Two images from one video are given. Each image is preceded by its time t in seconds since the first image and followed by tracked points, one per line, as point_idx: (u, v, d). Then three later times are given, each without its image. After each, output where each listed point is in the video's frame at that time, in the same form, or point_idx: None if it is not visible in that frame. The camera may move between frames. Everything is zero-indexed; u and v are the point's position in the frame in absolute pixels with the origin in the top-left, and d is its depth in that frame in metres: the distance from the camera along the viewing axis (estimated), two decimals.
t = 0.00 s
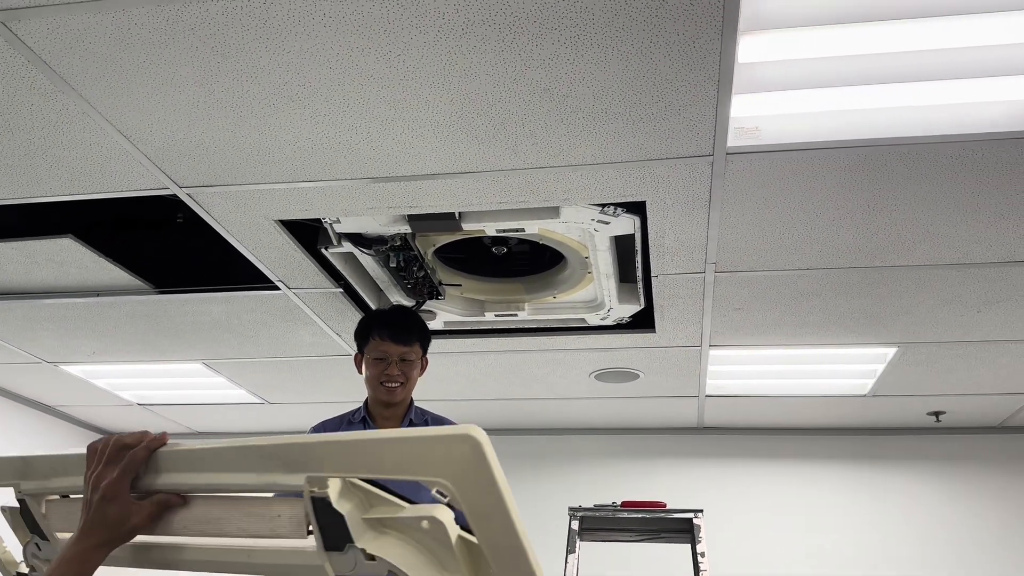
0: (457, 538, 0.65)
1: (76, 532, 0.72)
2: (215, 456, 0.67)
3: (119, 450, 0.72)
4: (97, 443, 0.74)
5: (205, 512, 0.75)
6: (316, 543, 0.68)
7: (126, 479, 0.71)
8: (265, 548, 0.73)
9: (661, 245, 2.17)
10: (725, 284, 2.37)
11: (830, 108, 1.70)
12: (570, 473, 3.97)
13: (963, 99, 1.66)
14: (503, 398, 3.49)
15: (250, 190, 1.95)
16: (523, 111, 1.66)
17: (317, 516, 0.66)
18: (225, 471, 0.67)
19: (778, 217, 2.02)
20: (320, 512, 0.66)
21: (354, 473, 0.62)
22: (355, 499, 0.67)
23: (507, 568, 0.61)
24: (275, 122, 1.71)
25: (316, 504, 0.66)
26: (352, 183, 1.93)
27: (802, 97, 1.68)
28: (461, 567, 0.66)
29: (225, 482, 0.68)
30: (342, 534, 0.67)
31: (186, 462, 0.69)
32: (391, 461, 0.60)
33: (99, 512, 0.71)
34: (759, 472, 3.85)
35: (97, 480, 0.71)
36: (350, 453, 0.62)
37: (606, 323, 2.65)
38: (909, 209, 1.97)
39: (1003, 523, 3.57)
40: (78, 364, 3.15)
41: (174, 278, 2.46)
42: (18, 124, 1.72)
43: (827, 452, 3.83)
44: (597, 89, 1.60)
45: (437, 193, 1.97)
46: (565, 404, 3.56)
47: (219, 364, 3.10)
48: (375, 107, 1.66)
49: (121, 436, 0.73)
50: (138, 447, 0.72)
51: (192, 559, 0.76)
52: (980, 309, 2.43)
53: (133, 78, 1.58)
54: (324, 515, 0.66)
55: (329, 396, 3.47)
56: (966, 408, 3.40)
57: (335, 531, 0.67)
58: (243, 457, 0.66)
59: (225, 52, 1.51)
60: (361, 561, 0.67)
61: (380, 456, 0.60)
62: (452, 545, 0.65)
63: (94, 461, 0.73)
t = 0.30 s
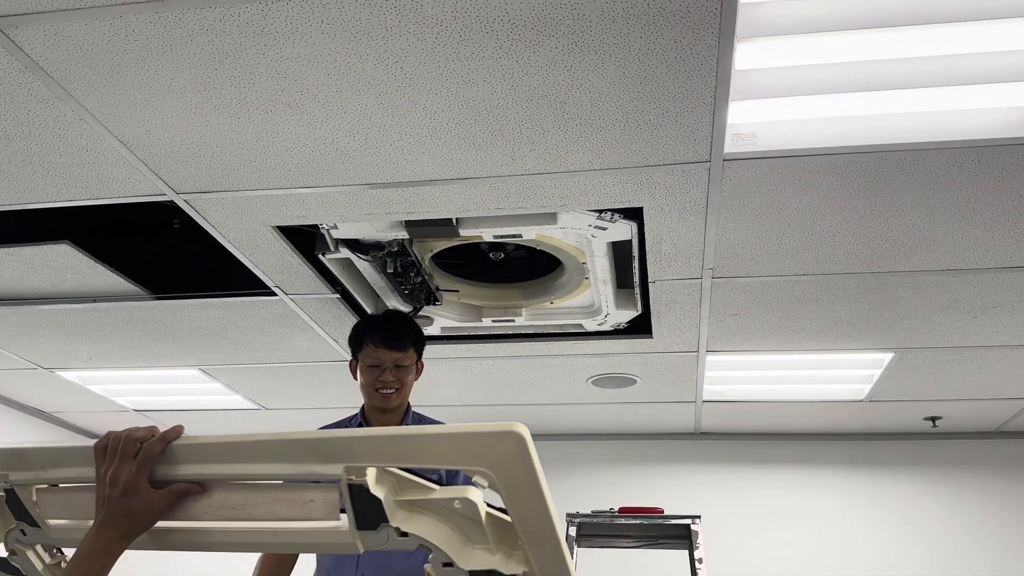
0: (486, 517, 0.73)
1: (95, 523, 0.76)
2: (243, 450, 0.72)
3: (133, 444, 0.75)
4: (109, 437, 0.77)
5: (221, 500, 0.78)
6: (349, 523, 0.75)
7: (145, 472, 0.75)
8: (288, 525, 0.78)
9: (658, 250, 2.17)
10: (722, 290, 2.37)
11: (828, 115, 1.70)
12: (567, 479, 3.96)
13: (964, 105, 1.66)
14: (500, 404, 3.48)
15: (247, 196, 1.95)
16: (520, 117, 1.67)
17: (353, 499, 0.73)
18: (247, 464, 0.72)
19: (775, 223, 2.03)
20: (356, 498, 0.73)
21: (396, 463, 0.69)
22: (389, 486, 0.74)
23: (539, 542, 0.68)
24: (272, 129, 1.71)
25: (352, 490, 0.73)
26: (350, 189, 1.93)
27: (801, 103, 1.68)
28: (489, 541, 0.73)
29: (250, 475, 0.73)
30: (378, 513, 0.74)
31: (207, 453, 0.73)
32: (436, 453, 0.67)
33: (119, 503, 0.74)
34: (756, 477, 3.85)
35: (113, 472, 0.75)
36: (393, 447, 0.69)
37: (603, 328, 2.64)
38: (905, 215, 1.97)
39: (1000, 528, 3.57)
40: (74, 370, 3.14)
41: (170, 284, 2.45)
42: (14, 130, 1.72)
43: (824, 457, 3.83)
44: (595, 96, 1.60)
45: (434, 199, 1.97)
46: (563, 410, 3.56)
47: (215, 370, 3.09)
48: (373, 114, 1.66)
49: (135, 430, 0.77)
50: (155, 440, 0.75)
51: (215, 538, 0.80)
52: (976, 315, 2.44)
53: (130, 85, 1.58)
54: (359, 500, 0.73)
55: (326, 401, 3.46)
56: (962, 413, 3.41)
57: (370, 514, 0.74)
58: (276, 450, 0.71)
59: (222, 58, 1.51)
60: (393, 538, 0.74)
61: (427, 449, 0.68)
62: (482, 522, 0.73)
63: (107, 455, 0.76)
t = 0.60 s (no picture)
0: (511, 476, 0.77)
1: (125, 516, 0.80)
2: (277, 436, 0.76)
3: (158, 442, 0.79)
4: (128, 437, 0.80)
5: (247, 488, 0.81)
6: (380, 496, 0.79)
7: (174, 466, 0.79)
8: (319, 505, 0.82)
9: (656, 255, 2.17)
10: (719, 294, 2.37)
11: (825, 120, 1.71)
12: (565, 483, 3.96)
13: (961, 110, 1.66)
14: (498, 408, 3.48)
15: (246, 201, 1.95)
16: (518, 123, 1.67)
17: (385, 473, 0.77)
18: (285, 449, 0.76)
19: (773, 227, 2.03)
20: (390, 472, 0.77)
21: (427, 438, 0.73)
22: (417, 456, 0.78)
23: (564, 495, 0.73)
24: (270, 134, 1.71)
25: (385, 465, 0.77)
26: (348, 194, 1.94)
27: (799, 108, 1.68)
28: (514, 495, 0.78)
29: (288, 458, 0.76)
30: (409, 485, 0.78)
31: (241, 442, 0.77)
32: (464, 425, 0.72)
33: (152, 496, 0.79)
34: (754, 480, 3.85)
35: (142, 470, 0.79)
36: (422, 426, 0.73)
37: (600, 333, 2.65)
38: (902, 219, 1.98)
39: (997, 531, 3.58)
40: (70, 375, 3.13)
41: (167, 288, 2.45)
42: (12, 135, 1.72)
43: (821, 461, 3.84)
44: (592, 101, 1.61)
45: (432, 204, 1.97)
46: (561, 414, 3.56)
47: (213, 374, 3.09)
48: (371, 119, 1.66)
49: (155, 428, 0.80)
50: (179, 436, 0.79)
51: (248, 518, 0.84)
52: (973, 319, 2.45)
53: (129, 90, 1.58)
54: (392, 473, 0.77)
55: (324, 406, 3.46)
56: (959, 417, 3.42)
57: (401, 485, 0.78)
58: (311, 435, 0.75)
59: (221, 63, 1.51)
60: (423, 502, 0.79)
61: (455, 423, 0.72)
62: (506, 479, 0.77)
63: (131, 454, 0.79)
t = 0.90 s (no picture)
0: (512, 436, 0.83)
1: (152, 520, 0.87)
2: (294, 431, 0.81)
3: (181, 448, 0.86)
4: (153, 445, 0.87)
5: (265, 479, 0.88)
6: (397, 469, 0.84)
7: (199, 467, 0.86)
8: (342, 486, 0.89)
9: (650, 259, 2.17)
10: (714, 297, 2.38)
11: (817, 125, 1.71)
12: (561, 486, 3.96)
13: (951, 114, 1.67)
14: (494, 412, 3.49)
15: (240, 205, 1.96)
16: (510, 127, 1.67)
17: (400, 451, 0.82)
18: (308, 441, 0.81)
19: (766, 231, 2.04)
20: (403, 450, 0.81)
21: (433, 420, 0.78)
22: (425, 430, 0.83)
23: (567, 449, 0.81)
24: (264, 139, 1.72)
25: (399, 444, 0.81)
26: (342, 199, 1.94)
27: (791, 112, 1.69)
28: (517, 452, 0.85)
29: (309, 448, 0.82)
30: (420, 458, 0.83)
31: (260, 440, 0.82)
32: (473, 402, 0.77)
33: (181, 496, 0.86)
34: (750, 483, 3.85)
35: (168, 474, 0.85)
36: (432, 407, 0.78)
37: (595, 336, 2.65)
38: (895, 223, 1.99)
39: (993, 533, 3.58)
40: (66, 379, 3.13)
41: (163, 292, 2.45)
42: (6, 140, 1.72)
43: (817, 464, 3.84)
44: (585, 106, 1.61)
45: (426, 208, 1.98)
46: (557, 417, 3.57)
47: (208, 378, 3.09)
48: (364, 124, 1.67)
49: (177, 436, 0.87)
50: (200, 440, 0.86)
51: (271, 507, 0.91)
52: (967, 322, 2.45)
53: (122, 96, 1.59)
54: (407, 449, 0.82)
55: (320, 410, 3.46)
56: (954, 420, 3.42)
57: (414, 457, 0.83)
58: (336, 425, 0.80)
59: (214, 68, 1.52)
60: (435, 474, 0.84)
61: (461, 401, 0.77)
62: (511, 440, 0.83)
63: (154, 463, 0.86)
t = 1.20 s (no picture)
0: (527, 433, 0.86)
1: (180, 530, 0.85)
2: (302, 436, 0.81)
3: (209, 455, 0.84)
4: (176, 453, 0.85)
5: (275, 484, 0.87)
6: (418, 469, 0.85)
7: (230, 474, 0.85)
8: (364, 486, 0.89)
9: (647, 262, 2.17)
10: (711, 300, 2.38)
11: (814, 128, 1.71)
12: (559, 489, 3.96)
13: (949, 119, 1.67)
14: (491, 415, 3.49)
15: (237, 209, 1.96)
16: (507, 130, 1.67)
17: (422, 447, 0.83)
18: (340, 443, 0.82)
19: (763, 234, 2.04)
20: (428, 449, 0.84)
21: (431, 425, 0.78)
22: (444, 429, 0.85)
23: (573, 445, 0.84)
24: (261, 142, 1.72)
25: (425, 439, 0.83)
26: (338, 202, 1.94)
27: (788, 115, 1.69)
28: (526, 448, 0.88)
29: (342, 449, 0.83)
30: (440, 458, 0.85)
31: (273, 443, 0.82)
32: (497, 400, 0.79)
33: (211, 503, 0.85)
34: (748, 486, 3.85)
35: (198, 483, 0.84)
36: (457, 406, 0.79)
37: (592, 339, 2.65)
38: (892, 226, 1.99)
39: (991, 535, 3.59)
40: (62, 382, 3.12)
41: (159, 296, 2.44)
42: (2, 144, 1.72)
43: (815, 466, 3.84)
44: (581, 110, 1.61)
45: (423, 211, 1.98)
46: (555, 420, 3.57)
47: (205, 382, 3.08)
48: (361, 127, 1.67)
49: (203, 443, 0.85)
50: (229, 447, 0.84)
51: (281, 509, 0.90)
52: (964, 325, 2.45)
53: (119, 100, 1.59)
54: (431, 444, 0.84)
55: (317, 413, 3.45)
56: (951, 423, 3.42)
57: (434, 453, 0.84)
58: (375, 425, 0.81)
59: (210, 72, 1.52)
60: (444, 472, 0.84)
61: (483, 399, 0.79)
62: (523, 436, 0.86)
63: (183, 471, 0.84)
